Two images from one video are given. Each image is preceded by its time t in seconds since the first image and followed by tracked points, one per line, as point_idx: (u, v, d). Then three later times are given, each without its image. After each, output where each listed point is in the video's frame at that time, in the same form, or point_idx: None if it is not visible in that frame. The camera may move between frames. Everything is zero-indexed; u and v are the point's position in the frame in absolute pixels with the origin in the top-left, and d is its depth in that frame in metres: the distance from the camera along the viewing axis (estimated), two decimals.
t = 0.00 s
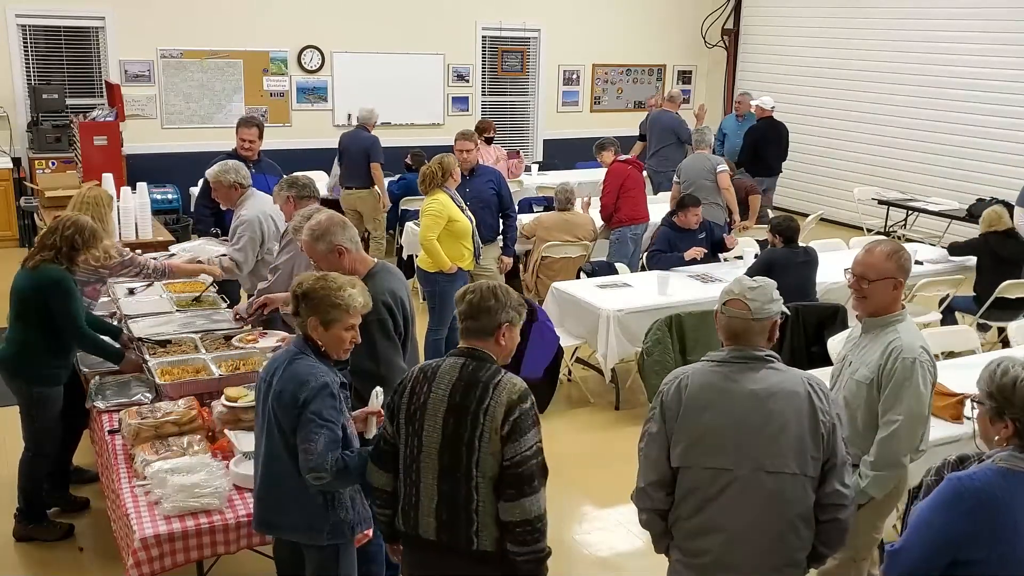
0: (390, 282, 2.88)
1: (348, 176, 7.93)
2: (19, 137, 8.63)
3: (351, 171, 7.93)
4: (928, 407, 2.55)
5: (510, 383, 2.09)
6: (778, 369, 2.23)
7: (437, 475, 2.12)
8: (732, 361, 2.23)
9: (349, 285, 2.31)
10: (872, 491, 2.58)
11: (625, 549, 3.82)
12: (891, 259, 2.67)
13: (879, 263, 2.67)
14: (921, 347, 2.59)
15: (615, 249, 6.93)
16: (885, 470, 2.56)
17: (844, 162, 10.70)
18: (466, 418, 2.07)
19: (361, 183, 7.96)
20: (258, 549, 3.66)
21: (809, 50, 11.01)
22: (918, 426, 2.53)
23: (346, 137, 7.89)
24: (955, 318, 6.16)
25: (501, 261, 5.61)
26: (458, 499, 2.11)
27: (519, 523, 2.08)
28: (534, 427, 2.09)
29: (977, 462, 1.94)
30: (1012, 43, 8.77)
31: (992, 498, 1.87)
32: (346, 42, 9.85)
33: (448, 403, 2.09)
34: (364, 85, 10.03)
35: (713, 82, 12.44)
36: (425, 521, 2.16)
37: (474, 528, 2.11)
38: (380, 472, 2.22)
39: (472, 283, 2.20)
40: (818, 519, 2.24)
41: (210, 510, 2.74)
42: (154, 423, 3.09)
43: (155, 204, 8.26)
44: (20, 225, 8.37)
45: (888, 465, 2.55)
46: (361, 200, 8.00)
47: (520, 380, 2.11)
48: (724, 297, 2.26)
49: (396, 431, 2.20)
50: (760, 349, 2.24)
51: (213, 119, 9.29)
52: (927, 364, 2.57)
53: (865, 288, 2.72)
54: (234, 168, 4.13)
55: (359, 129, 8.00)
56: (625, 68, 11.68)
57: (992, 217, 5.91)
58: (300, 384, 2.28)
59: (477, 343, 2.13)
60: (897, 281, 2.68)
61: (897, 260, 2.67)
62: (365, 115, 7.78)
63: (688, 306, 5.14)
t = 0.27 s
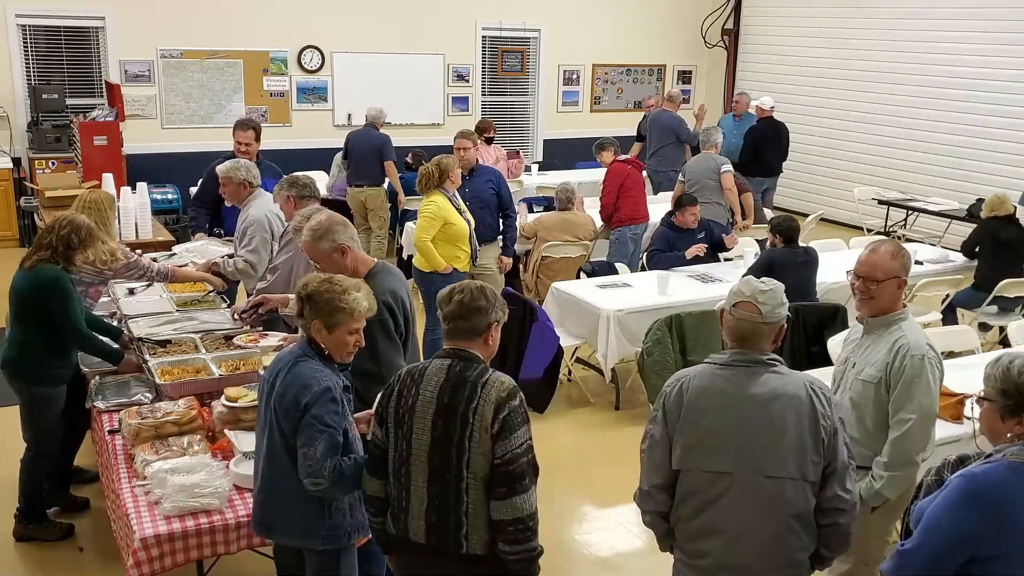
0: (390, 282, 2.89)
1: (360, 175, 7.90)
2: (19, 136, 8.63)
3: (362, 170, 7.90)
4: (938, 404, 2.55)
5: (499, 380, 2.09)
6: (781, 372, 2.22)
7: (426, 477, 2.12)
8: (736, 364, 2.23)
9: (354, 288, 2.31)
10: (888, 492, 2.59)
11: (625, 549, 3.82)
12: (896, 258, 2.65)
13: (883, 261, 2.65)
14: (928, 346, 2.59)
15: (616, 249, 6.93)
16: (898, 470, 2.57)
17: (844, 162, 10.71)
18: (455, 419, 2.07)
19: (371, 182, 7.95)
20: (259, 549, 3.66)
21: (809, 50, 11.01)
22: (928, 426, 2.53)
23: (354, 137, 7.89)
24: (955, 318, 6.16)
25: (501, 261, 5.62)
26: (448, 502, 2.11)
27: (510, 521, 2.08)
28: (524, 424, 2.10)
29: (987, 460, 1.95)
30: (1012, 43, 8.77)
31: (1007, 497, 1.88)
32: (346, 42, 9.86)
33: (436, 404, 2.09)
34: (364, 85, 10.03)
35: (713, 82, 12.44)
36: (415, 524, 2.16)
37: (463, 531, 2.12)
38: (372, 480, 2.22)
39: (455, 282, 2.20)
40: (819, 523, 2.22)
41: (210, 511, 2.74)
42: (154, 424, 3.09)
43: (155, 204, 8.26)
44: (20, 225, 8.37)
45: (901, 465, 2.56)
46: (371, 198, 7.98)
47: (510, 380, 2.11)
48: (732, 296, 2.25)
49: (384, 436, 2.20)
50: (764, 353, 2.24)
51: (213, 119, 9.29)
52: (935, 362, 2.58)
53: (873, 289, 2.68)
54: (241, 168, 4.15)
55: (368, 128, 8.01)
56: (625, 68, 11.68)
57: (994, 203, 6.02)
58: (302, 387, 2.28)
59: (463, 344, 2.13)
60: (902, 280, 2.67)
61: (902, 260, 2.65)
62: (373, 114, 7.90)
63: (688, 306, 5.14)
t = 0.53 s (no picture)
0: (390, 282, 2.89)
1: (366, 173, 7.94)
2: (19, 136, 8.63)
3: (369, 169, 7.95)
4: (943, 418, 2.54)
5: (508, 385, 2.10)
6: (789, 377, 2.21)
7: (436, 485, 2.11)
8: (741, 368, 2.23)
9: (354, 289, 2.31)
10: (883, 505, 2.60)
11: (625, 549, 3.82)
12: (912, 267, 2.67)
13: (901, 270, 2.66)
14: (938, 362, 2.59)
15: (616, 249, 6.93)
16: (898, 485, 2.56)
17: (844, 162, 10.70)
18: (466, 426, 2.07)
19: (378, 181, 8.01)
20: (259, 549, 3.66)
21: (809, 50, 11.01)
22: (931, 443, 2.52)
23: (355, 137, 7.91)
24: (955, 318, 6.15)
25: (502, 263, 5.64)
26: (459, 508, 2.10)
27: (523, 525, 2.09)
28: (535, 429, 2.12)
29: (992, 457, 1.94)
30: (1012, 43, 8.77)
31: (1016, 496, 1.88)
32: (346, 41, 9.86)
33: (445, 410, 2.08)
34: (364, 85, 10.03)
35: (713, 82, 12.44)
36: (422, 532, 2.14)
37: (474, 536, 2.11)
38: (371, 486, 2.21)
39: (459, 287, 2.20)
40: (824, 527, 2.23)
41: (209, 511, 2.74)
42: (153, 423, 3.09)
43: (155, 204, 8.26)
44: (20, 225, 8.37)
45: (901, 480, 2.56)
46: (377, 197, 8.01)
47: (517, 384, 2.12)
48: (731, 299, 2.27)
49: (388, 445, 2.19)
50: (769, 356, 2.24)
51: (212, 119, 9.29)
52: (944, 377, 2.57)
53: (885, 296, 2.67)
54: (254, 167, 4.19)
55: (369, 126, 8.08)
56: (625, 68, 11.68)
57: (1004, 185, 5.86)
58: (303, 389, 2.27)
59: (472, 348, 2.14)
60: (915, 289, 2.67)
61: (918, 269, 2.67)
62: (372, 114, 8.08)
63: (688, 306, 5.14)
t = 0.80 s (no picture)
0: (389, 283, 2.90)
1: (373, 171, 8.01)
2: (19, 136, 8.63)
3: (375, 168, 7.99)
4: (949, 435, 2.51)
5: (529, 388, 2.12)
6: (791, 378, 2.21)
7: (460, 488, 2.11)
8: (743, 369, 2.23)
9: (357, 289, 2.31)
10: (883, 519, 2.59)
11: (625, 549, 3.82)
12: (926, 278, 2.64)
13: (915, 281, 2.63)
14: (943, 374, 2.55)
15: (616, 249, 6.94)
16: (896, 501, 2.56)
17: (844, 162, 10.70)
18: (492, 429, 2.08)
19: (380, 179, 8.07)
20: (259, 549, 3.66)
21: (809, 49, 11.01)
22: (932, 460, 2.51)
23: (356, 135, 7.90)
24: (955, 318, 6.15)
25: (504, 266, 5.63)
26: (482, 511, 2.11)
27: (548, 524, 2.12)
28: (553, 432, 2.13)
29: (993, 458, 1.93)
30: (1012, 43, 8.77)
31: (1017, 497, 1.88)
32: (346, 41, 9.85)
33: (471, 414, 2.09)
34: (364, 85, 10.03)
35: (713, 82, 12.44)
36: (441, 536, 2.13)
37: (494, 538, 2.12)
38: (377, 492, 2.21)
39: (473, 289, 2.18)
40: (827, 530, 2.21)
41: (210, 511, 2.74)
42: (154, 423, 3.08)
43: (155, 204, 8.26)
44: (20, 225, 8.38)
45: (900, 497, 2.55)
46: (380, 196, 8.10)
47: (537, 387, 2.14)
48: (747, 296, 2.25)
49: (404, 453, 2.19)
50: (774, 358, 2.23)
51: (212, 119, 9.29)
52: (950, 393, 2.53)
53: (894, 307, 2.66)
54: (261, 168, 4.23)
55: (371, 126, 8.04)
56: (624, 68, 11.68)
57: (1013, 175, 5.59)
58: (308, 389, 2.27)
59: (483, 350, 2.13)
60: (929, 301, 2.64)
61: (932, 280, 2.64)
62: (371, 113, 8.16)
63: (688, 306, 5.14)
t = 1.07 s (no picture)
0: (386, 282, 2.90)
1: (382, 170, 7.97)
2: (19, 137, 8.63)
3: (382, 168, 7.97)
4: (935, 450, 2.49)
5: (542, 388, 2.16)
6: (796, 377, 2.21)
7: (478, 489, 2.12)
8: (749, 368, 2.23)
9: (357, 290, 2.31)
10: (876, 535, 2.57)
11: (625, 549, 3.82)
12: (923, 284, 2.60)
13: (911, 287, 2.61)
14: (934, 385, 2.52)
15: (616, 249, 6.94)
16: (889, 513, 2.55)
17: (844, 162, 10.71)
18: (510, 428, 2.10)
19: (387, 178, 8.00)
20: (259, 549, 3.66)
21: (810, 49, 11.01)
22: (915, 469, 2.51)
23: (365, 134, 7.91)
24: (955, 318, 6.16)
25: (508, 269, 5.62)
26: (501, 509, 2.13)
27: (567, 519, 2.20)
28: (566, 435, 2.21)
29: (995, 460, 1.93)
30: (1012, 43, 8.76)
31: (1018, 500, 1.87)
32: (346, 41, 9.85)
33: (489, 414, 2.09)
34: (364, 85, 10.03)
35: (713, 82, 12.44)
36: (457, 538, 2.14)
37: (511, 537, 2.15)
38: (391, 500, 2.16)
39: (479, 290, 2.18)
40: (831, 529, 2.21)
41: (209, 511, 2.74)
42: (153, 424, 3.08)
43: (154, 204, 8.27)
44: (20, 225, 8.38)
45: (891, 508, 2.55)
46: (388, 196, 8.01)
47: (548, 385, 2.18)
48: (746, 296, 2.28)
49: (419, 457, 2.14)
50: (778, 356, 2.23)
51: (212, 119, 9.29)
52: (940, 404, 2.50)
53: (888, 311, 2.68)
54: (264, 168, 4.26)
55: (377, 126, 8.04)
56: (624, 68, 11.68)
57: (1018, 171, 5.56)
58: (307, 389, 2.27)
59: (490, 349, 2.14)
60: (926, 307, 2.61)
61: (930, 286, 2.59)
62: (377, 115, 8.09)
63: (687, 305, 5.14)
